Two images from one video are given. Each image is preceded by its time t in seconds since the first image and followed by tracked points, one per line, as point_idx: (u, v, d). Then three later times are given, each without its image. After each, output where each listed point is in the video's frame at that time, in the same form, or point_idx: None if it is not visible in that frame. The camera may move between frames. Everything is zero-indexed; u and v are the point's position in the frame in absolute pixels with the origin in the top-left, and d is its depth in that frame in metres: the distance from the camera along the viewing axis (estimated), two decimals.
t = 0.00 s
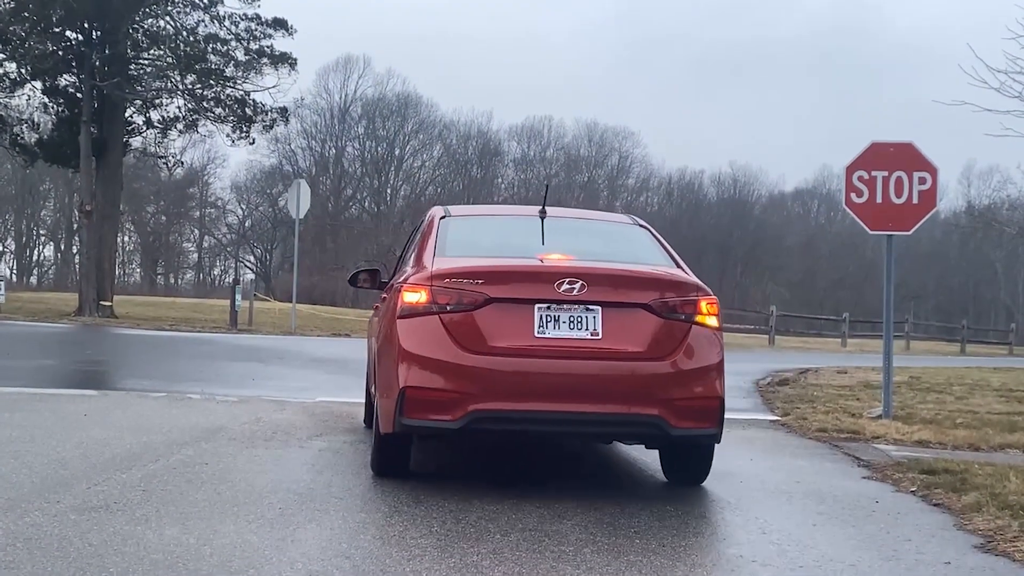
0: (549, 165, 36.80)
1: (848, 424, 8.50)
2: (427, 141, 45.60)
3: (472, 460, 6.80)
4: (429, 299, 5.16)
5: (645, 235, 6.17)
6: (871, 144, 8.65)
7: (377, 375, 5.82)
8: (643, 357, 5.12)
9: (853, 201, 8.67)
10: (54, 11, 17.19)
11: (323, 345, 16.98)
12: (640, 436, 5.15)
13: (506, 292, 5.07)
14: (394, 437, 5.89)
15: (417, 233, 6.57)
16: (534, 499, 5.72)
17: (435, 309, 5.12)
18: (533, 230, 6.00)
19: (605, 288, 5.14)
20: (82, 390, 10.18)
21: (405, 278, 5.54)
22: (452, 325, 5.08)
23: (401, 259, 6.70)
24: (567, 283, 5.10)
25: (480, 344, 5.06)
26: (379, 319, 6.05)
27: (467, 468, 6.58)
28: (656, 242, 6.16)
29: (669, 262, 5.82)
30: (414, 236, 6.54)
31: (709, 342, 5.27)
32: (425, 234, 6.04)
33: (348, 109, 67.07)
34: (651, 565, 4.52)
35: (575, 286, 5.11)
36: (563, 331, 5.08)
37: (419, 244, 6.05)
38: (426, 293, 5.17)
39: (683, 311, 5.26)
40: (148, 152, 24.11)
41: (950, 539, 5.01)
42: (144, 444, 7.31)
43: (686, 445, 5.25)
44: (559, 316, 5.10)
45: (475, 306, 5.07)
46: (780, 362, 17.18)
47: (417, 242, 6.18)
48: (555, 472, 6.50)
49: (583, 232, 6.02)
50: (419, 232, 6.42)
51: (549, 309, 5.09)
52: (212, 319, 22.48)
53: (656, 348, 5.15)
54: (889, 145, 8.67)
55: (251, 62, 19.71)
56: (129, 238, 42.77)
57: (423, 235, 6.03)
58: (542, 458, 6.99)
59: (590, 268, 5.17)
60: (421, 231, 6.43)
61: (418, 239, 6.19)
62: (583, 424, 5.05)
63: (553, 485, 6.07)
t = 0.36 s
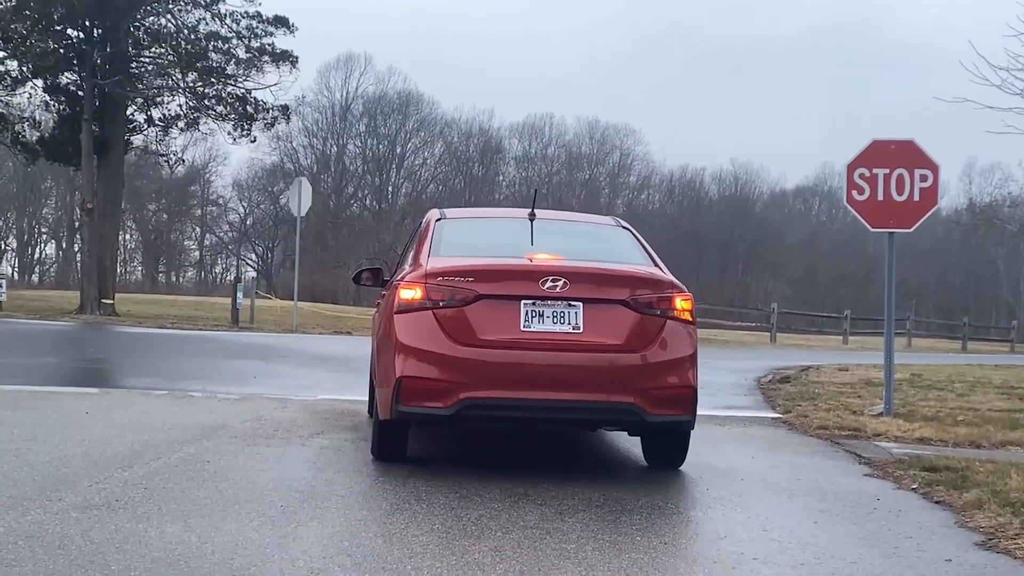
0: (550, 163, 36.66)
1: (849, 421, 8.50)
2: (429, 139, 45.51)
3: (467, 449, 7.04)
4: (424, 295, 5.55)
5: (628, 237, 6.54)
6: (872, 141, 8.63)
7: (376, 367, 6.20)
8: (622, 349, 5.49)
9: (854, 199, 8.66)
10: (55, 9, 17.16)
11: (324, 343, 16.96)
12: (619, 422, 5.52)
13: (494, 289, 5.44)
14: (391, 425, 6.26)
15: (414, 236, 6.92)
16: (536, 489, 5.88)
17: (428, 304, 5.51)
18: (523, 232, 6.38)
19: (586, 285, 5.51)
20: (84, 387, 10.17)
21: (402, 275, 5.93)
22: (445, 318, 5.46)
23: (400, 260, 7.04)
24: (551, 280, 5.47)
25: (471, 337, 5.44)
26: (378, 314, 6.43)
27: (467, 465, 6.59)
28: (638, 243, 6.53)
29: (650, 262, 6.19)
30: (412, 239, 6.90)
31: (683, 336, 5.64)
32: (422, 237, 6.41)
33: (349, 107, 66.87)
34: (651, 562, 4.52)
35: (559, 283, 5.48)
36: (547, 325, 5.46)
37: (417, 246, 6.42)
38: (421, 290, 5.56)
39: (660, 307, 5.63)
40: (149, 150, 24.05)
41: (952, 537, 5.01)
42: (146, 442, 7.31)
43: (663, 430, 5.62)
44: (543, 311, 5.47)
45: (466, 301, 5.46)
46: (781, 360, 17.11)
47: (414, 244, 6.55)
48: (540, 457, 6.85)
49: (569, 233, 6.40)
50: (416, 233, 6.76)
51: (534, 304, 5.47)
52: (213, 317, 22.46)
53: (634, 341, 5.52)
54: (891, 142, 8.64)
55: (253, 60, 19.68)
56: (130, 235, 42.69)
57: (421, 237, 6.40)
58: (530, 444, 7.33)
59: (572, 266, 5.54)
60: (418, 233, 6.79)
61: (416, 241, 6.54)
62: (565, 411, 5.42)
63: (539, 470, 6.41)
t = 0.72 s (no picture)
0: (553, 162, 36.58)
1: (851, 420, 8.50)
2: (431, 138, 45.46)
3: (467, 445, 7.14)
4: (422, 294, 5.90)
5: (616, 238, 6.83)
6: (874, 141, 8.64)
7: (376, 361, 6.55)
8: (606, 343, 5.83)
9: (858, 199, 8.64)
10: (57, 8, 17.16)
11: (327, 342, 16.95)
12: (604, 412, 5.88)
13: (488, 288, 5.79)
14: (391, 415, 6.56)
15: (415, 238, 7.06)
16: (539, 488, 5.89)
17: (426, 303, 5.87)
18: (516, 234, 6.64)
19: (573, 284, 5.85)
20: (87, 387, 10.20)
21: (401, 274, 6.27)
22: (442, 316, 5.82)
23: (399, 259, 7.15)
24: (540, 280, 5.81)
25: (466, 333, 5.78)
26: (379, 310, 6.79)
27: (469, 463, 6.59)
28: (625, 245, 6.77)
29: (633, 262, 6.46)
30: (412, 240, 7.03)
31: (663, 332, 5.98)
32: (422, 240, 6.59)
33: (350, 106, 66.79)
34: (653, 560, 4.54)
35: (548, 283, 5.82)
36: (537, 322, 5.80)
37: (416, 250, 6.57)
38: (419, 289, 5.92)
39: (642, 305, 5.96)
40: (150, 149, 24.03)
41: (954, 536, 5.01)
42: (148, 442, 7.33)
43: (646, 420, 5.97)
44: (533, 309, 5.81)
45: (462, 300, 5.81)
46: (784, 360, 17.07)
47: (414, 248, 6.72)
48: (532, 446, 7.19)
49: (559, 234, 6.68)
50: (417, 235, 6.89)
51: (525, 302, 5.81)
52: (215, 317, 22.44)
53: (618, 336, 5.86)
54: (893, 142, 8.66)
55: (255, 59, 19.73)
56: (132, 234, 42.65)
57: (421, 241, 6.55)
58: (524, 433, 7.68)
59: (559, 266, 5.88)
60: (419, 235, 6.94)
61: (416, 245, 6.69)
62: (554, 401, 5.77)
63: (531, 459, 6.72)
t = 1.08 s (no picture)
0: (558, 163, 36.66)
1: (858, 421, 8.53)
2: (436, 139, 45.56)
3: (476, 444, 7.19)
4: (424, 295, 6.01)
5: (609, 241, 6.89)
6: (878, 141, 8.67)
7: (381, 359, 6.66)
8: (598, 342, 5.94)
9: (863, 199, 8.70)
10: (63, 9, 17.27)
11: (333, 343, 17.02)
12: (595, 407, 5.99)
13: (486, 290, 5.90)
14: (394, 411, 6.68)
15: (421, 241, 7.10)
16: (546, 488, 5.95)
17: (427, 304, 5.98)
18: (515, 238, 6.69)
19: (568, 285, 5.95)
20: (94, 388, 10.26)
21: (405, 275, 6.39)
22: (442, 316, 5.93)
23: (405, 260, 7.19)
24: (535, 282, 5.92)
25: (466, 331, 5.90)
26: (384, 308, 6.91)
27: (476, 464, 6.63)
28: (619, 249, 6.84)
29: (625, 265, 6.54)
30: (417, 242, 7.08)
31: (654, 332, 6.08)
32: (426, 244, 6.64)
33: (356, 107, 66.96)
34: (659, 561, 4.58)
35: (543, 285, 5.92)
36: (533, 322, 5.91)
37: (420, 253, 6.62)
38: (420, 291, 6.03)
39: (633, 306, 6.06)
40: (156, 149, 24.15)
41: (960, 537, 5.04)
42: (155, 442, 7.39)
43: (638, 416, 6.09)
44: (529, 309, 5.92)
45: (462, 300, 5.92)
46: (790, 360, 17.12)
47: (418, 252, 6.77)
48: (532, 437, 7.60)
49: (557, 238, 6.76)
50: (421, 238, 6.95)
51: (521, 303, 5.91)
52: (221, 318, 22.55)
53: (609, 335, 5.96)
54: (898, 142, 8.69)
55: (260, 61, 19.83)
56: (138, 235, 42.79)
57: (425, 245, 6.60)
58: (527, 425, 8.11)
59: (554, 269, 5.98)
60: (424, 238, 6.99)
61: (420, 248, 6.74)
62: (547, 397, 5.89)
63: (525, 450, 7.10)
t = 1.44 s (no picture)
0: (561, 163, 36.72)
1: (861, 421, 8.55)
2: (439, 140, 45.61)
3: (479, 443, 7.23)
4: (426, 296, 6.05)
5: (604, 245, 6.91)
6: (882, 141, 8.68)
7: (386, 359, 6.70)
8: (590, 341, 5.96)
9: (866, 199, 8.72)
10: (66, 11, 17.28)
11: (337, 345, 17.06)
12: (587, 403, 6.02)
13: (485, 290, 5.93)
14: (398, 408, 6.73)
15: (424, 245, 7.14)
16: (550, 489, 5.97)
17: (428, 304, 6.01)
18: (514, 242, 6.72)
19: (562, 286, 5.98)
20: (97, 390, 10.29)
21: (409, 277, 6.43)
22: (443, 315, 5.97)
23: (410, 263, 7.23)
24: (531, 283, 5.94)
25: (465, 331, 5.94)
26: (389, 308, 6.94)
27: (480, 465, 6.65)
28: (613, 254, 6.85)
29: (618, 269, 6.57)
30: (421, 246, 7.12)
31: (644, 331, 6.11)
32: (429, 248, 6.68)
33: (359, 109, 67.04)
34: (663, 562, 4.60)
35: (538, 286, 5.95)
36: (528, 321, 5.94)
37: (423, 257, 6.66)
38: (422, 291, 6.07)
39: (624, 306, 6.07)
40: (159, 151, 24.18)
41: (965, 537, 5.06)
42: (158, 444, 7.42)
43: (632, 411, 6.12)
44: (524, 309, 5.95)
45: (461, 301, 5.95)
46: (791, 360, 17.16)
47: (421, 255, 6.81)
48: (534, 434, 7.69)
49: (555, 242, 6.78)
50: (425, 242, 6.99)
51: (516, 303, 5.94)
52: (225, 319, 22.61)
53: (601, 334, 5.98)
54: (901, 142, 8.69)
55: (262, 62, 19.86)
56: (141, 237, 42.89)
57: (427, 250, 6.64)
58: (529, 423, 8.19)
59: (549, 271, 6.01)
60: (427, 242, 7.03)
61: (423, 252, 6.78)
62: (541, 393, 5.92)
63: (530, 450, 7.13)
